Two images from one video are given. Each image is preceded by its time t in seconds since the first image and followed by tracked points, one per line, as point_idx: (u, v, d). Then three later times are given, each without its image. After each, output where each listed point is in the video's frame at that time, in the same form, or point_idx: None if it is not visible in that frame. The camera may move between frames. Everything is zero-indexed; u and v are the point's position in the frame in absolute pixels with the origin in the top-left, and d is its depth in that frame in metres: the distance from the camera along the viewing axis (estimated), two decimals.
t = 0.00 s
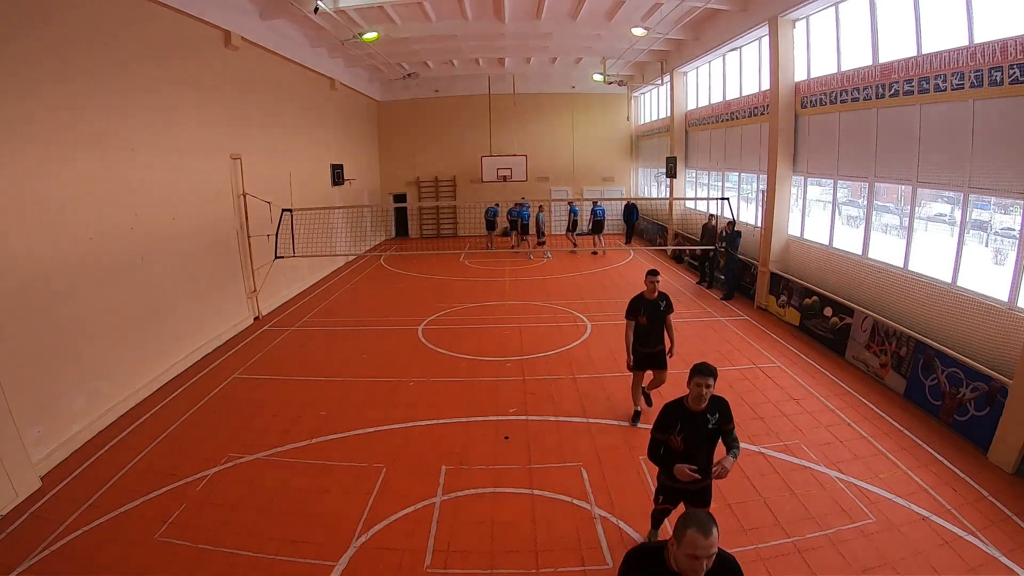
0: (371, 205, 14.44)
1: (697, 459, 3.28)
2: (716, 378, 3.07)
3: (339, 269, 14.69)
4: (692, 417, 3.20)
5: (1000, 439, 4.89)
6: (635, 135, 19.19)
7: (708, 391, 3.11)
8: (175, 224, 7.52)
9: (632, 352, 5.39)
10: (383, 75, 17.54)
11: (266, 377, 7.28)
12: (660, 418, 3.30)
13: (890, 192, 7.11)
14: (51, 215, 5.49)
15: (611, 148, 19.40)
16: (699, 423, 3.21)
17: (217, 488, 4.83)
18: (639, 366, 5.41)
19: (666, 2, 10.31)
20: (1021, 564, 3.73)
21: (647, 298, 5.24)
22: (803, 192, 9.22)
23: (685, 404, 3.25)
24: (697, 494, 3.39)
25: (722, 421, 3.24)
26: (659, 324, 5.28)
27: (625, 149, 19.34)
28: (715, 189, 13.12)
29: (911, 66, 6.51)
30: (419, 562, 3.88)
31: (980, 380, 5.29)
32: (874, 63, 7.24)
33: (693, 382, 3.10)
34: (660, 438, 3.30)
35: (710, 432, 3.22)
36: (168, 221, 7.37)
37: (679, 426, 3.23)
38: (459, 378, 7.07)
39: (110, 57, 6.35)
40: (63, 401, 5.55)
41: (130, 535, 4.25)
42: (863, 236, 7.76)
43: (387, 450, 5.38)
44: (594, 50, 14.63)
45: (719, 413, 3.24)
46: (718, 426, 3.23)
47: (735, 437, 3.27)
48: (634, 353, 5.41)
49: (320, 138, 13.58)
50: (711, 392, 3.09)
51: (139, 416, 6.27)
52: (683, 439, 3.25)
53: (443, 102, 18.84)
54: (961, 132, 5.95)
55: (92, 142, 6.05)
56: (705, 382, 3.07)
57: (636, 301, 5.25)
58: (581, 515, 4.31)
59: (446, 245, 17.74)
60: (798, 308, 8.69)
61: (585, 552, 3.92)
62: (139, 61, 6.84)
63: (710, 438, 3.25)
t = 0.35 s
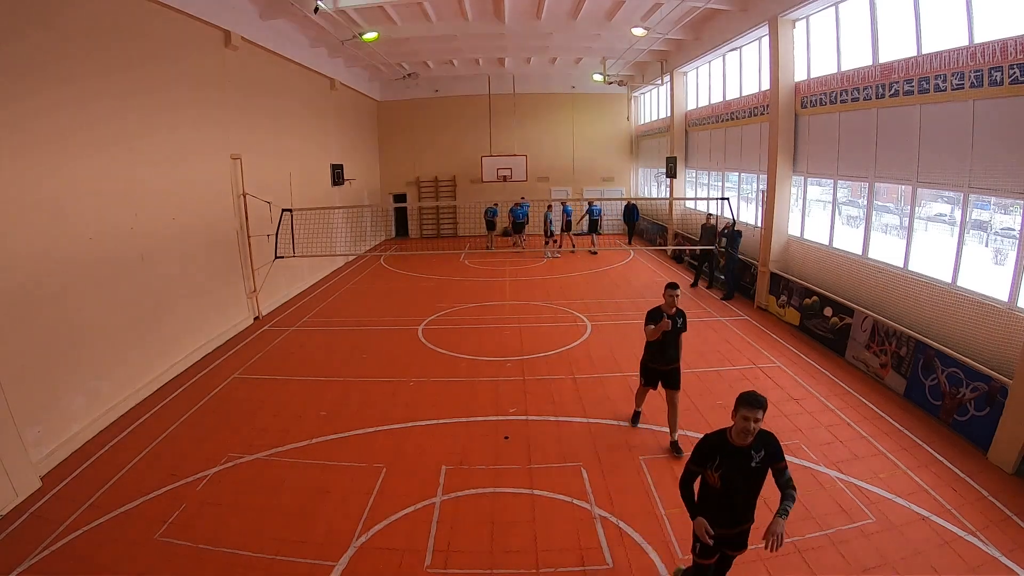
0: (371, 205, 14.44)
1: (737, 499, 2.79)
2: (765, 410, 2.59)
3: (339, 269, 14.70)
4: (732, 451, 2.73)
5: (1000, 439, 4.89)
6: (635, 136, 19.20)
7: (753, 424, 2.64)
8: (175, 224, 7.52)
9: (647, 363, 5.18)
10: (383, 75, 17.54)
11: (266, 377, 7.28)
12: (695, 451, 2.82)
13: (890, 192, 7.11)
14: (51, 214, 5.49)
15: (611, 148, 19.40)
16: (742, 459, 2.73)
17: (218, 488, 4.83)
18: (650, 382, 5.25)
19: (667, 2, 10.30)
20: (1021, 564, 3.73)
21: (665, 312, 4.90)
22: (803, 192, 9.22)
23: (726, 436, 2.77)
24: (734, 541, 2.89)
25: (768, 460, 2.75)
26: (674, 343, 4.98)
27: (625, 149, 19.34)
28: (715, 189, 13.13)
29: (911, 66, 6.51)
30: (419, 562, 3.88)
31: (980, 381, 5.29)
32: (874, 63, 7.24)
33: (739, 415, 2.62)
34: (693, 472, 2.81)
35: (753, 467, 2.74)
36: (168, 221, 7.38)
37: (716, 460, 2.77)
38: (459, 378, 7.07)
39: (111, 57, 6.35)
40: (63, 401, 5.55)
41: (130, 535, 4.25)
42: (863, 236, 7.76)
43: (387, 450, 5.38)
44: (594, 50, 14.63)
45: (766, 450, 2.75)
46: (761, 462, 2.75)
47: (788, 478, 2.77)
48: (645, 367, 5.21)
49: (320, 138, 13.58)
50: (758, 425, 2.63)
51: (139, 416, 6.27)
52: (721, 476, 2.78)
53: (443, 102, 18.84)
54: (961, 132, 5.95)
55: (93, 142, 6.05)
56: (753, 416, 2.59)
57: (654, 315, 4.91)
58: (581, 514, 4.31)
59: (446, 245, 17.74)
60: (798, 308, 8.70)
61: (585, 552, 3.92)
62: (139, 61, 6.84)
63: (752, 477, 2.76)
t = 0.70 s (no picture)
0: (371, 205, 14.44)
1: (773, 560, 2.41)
2: (807, 462, 2.23)
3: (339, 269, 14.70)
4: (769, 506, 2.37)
5: (1000, 439, 4.89)
6: (635, 135, 19.20)
7: (794, 477, 2.28)
8: (175, 224, 7.52)
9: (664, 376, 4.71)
10: (383, 75, 17.54)
11: (266, 377, 7.28)
12: (725, 504, 2.45)
13: (890, 192, 7.11)
14: (51, 214, 5.49)
15: (611, 148, 19.40)
16: (780, 514, 2.37)
17: (217, 488, 4.83)
18: (664, 397, 4.77)
19: (667, 2, 10.30)
20: (1021, 564, 3.73)
21: (685, 318, 4.51)
22: (803, 192, 9.21)
23: (763, 491, 2.40)
24: None
25: (810, 511, 2.39)
26: (693, 352, 4.60)
27: (625, 149, 19.34)
28: (715, 189, 13.13)
29: (911, 66, 6.51)
30: (419, 563, 3.88)
31: (980, 380, 5.29)
32: (874, 63, 7.24)
33: (777, 467, 2.27)
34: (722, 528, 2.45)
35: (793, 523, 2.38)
36: (168, 221, 7.38)
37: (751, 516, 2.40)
38: (459, 378, 7.07)
39: (111, 57, 6.35)
40: (63, 401, 5.55)
41: (130, 535, 4.25)
42: (863, 236, 7.76)
43: (387, 450, 5.38)
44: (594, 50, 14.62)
45: (808, 499, 2.39)
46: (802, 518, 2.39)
47: (841, 527, 2.36)
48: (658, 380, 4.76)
49: (320, 138, 13.59)
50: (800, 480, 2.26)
51: (139, 417, 6.27)
52: (756, 534, 2.40)
53: (443, 102, 18.84)
54: (961, 132, 5.95)
55: (93, 142, 6.06)
56: (793, 468, 2.24)
57: (673, 321, 4.49)
58: (581, 514, 4.32)
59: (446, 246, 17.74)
60: (798, 308, 8.70)
61: (585, 552, 3.92)
62: (139, 61, 6.85)
63: (790, 534, 2.40)
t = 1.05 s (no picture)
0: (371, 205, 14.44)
1: None
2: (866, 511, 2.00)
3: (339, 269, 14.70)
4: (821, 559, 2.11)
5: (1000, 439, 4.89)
6: (635, 135, 19.20)
7: (854, 527, 2.03)
8: (175, 224, 7.52)
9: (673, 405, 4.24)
10: (383, 75, 17.54)
11: (266, 377, 7.28)
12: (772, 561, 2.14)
13: (890, 192, 7.11)
14: (51, 214, 5.49)
15: (611, 148, 19.40)
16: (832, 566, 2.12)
17: (217, 488, 4.83)
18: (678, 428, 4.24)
19: (667, 2, 10.30)
20: (1021, 564, 3.73)
21: (687, 340, 4.12)
22: (803, 192, 9.21)
23: (814, 541, 2.14)
24: None
25: (859, 559, 2.19)
26: (703, 374, 4.17)
27: (625, 149, 19.34)
28: (715, 189, 13.12)
29: (911, 66, 6.51)
30: (419, 563, 3.87)
31: (980, 380, 5.29)
32: (874, 63, 7.24)
33: (836, 520, 2.01)
34: None
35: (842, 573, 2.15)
36: (168, 221, 7.37)
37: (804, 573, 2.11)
38: (459, 378, 7.07)
39: (110, 56, 6.35)
40: (63, 401, 5.55)
41: (130, 535, 4.25)
42: (863, 236, 7.76)
43: (387, 450, 5.38)
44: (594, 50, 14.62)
45: (857, 546, 2.20)
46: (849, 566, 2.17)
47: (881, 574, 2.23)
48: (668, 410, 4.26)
49: (320, 138, 13.58)
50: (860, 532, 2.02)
51: (139, 417, 6.27)
52: None
53: (443, 102, 18.84)
54: (960, 132, 5.95)
55: (93, 142, 6.06)
56: (856, 520, 1.99)
57: (674, 346, 4.11)
58: (581, 514, 4.32)
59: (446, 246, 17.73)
60: (798, 308, 8.70)
61: (585, 552, 3.92)
62: (139, 61, 6.84)
63: None
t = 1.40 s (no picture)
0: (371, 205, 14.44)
1: None
2: None
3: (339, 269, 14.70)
4: None
5: (1000, 439, 4.89)
6: (635, 135, 19.19)
7: None
8: (175, 224, 7.52)
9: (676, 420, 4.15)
10: (383, 75, 17.54)
11: (266, 377, 7.28)
12: None
13: (890, 192, 7.11)
14: (51, 215, 5.50)
15: (611, 148, 19.40)
16: None
17: (217, 488, 4.83)
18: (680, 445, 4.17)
19: (667, 2, 10.30)
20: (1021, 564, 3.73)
21: (697, 357, 3.95)
22: (803, 192, 9.21)
23: None
24: None
25: None
26: (713, 392, 3.99)
27: (625, 149, 19.34)
28: (715, 189, 13.13)
29: (911, 66, 6.51)
30: (418, 563, 3.87)
31: (980, 380, 5.29)
32: (874, 63, 7.24)
33: None
34: None
35: None
36: (168, 221, 7.37)
37: None
38: (459, 378, 7.08)
39: (110, 57, 6.35)
40: (63, 402, 5.55)
41: (130, 535, 4.25)
42: (863, 236, 7.76)
43: (387, 450, 5.38)
44: (594, 50, 14.62)
45: None
46: None
47: None
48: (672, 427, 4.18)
49: (320, 138, 13.59)
50: None
51: (139, 417, 6.27)
52: None
53: (443, 102, 18.84)
54: (961, 132, 5.95)
55: (93, 142, 6.07)
56: None
57: (682, 362, 3.95)
58: (581, 514, 4.32)
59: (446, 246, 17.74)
60: (798, 307, 8.70)
61: (585, 552, 3.93)
62: (139, 61, 6.85)
63: None
